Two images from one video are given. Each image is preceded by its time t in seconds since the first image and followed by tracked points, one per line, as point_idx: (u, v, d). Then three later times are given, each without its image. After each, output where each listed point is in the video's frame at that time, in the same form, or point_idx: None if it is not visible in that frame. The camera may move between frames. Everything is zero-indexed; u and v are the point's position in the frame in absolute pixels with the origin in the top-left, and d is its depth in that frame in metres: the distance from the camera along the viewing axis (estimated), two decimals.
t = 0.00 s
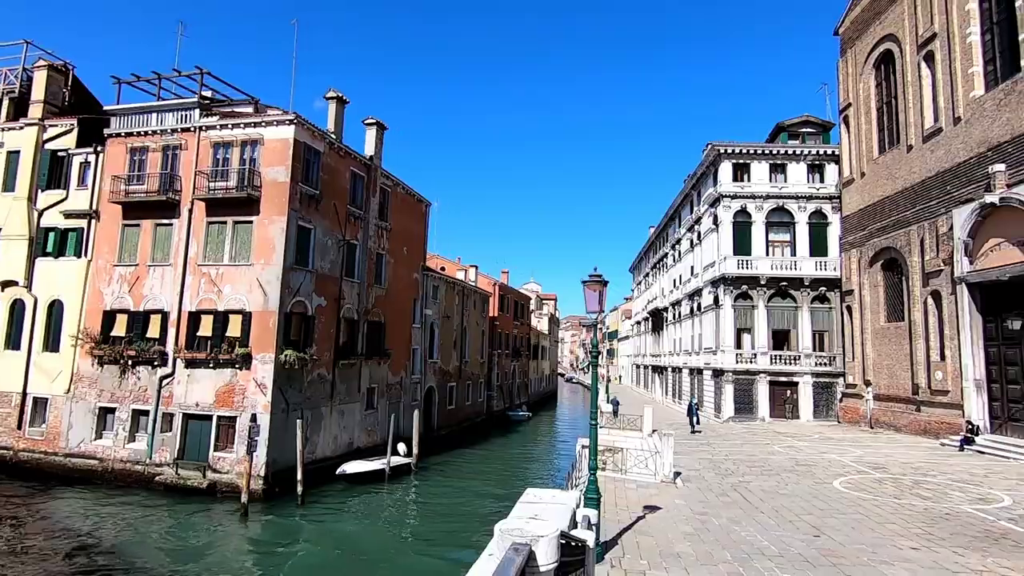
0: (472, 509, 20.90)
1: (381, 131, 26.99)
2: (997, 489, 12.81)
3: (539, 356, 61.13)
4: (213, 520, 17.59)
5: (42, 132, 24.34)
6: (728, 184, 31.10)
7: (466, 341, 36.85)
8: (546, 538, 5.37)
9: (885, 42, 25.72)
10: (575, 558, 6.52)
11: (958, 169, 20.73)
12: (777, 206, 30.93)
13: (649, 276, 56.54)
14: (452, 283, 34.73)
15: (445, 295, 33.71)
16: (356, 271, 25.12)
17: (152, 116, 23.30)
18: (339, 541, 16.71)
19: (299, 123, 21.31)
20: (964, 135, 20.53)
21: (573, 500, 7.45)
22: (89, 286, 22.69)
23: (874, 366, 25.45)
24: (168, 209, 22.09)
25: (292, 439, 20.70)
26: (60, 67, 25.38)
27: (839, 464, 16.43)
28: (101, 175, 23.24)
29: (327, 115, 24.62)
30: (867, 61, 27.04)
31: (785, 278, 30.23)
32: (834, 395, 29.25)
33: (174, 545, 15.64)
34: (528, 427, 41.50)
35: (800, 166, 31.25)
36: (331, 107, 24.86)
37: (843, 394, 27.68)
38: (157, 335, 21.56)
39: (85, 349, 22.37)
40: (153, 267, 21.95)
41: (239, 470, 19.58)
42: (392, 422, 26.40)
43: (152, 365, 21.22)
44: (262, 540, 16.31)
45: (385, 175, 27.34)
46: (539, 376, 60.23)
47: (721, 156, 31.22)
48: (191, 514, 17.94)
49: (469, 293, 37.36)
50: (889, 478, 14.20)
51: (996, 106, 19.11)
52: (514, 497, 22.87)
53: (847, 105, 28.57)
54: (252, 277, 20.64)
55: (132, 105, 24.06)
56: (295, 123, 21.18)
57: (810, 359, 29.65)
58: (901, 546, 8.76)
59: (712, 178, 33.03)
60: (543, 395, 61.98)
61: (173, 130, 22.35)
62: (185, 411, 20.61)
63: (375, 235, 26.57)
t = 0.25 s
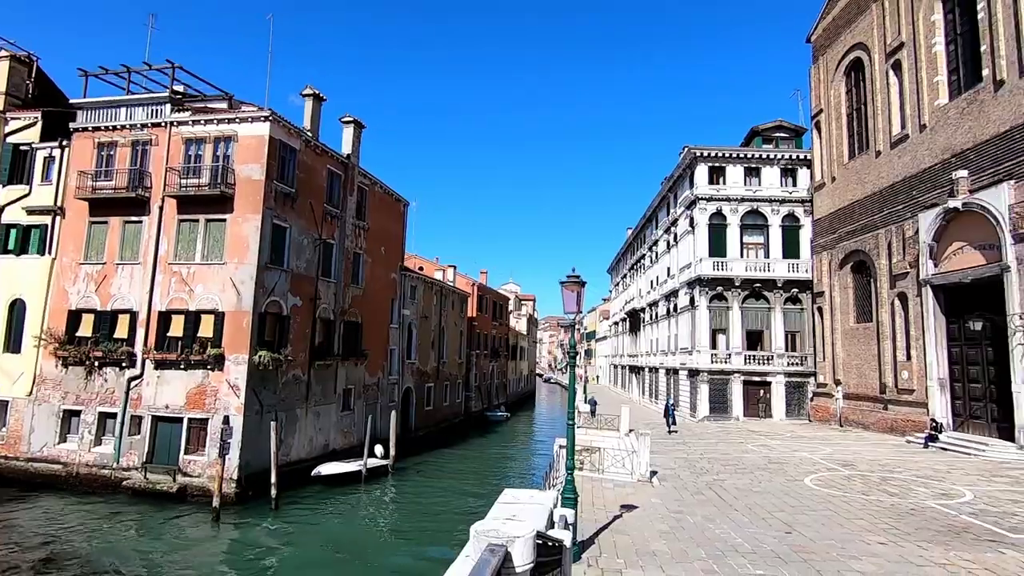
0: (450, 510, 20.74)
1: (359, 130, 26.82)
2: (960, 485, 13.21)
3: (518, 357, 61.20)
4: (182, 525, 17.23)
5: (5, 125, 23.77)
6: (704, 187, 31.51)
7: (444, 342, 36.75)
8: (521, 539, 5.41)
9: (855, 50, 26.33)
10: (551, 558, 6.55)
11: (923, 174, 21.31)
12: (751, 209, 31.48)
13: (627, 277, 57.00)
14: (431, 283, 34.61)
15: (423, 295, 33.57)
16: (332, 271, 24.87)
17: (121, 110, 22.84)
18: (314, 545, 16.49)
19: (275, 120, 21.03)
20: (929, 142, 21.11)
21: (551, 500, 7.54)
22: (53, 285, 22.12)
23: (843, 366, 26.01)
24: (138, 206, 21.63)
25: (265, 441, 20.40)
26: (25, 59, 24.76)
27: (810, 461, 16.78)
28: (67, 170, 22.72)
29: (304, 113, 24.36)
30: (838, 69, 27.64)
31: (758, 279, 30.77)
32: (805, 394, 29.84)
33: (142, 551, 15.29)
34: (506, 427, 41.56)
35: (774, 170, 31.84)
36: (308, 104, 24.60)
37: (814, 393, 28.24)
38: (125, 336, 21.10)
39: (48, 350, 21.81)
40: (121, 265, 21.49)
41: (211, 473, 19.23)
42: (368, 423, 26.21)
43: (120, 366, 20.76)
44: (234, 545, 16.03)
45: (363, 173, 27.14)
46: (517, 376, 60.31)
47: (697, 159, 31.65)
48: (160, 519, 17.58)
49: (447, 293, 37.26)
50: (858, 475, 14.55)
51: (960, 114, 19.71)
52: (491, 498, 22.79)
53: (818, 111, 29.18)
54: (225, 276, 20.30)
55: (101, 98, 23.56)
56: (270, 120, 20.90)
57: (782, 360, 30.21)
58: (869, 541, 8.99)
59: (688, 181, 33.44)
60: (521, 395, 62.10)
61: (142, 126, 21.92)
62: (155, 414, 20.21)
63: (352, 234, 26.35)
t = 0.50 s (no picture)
0: (428, 513, 20.60)
1: (337, 129, 26.64)
2: (927, 482, 13.55)
3: (497, 358, 61.21)
4: (152, 531, 16.88)
5: None
6: (681, 190, 31.85)
7: (424, 343, 36.60)
8: (499, 540, 5.44)
9: (828, 58, 26.87)
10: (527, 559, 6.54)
11: (892, 180, 21.83)
12: (728, 212, 31.92)
13: (607, 279, 57.41)
14: (410, 284, 34.45)
15: (402, 296, 33.41)
16: (310, 271, 24.62)
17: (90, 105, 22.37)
18: (288, 549, 16.26)
19: (251, 117, 20.77)
20: (898, 148, 21.64)
21: (529, 501, 7.59)
22: (17, 285, 21.55)
23: (816, 366, 26.51)
24: (107, 204, 21.17)
25: (239, 445, 20.09)
26: None
27: (783, 460, 17.08)
28: (33, 166, 22.18)
29: (281, 111, 24.11)
30: (811, 76, 28.18)
31: (734, 282, 31.22)
32: (779, 394, 30.34)
33: (109, 559, 14.93)
34: (485, 429, 41.53)
35: (750, 173, 32.34)
36: (285, 102, 24.32)
37: (788, 393, 28.73)
38: (94, 337, 20.63)
39: (12, 352, 21.24)
40: (89, 265, 21.02)
41: (182, 478, 18.88)
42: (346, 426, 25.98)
43: (87, 369, 20.29)
44: (206, 551, 15.73)
45: (341, 173, 26.94)
46: (496, 378, 60.30)
47: (675, 162, 32.01)
48: (129, 524, 17.20)
49: (426, 294, 37.11)
50: (830, 473, 14.85)
51: (927, 121, 20.26)
52: (469, 500, 22.70)
53: (792, 116, 29.71)
54: (198, 276, 19.97)
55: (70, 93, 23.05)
56: (246, 117, 20.63)
57: (757, 360, 30.68)
58: (840, 538, 9.17)
59: (667, 184, 33.81)
60: (501, 396, 62.12)
61: (113, 121, 21.49)
62: (124, 417, 19.78)
63: (330, 234, 26.11)
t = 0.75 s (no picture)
0: (407, 516, 20.44)
1: (316, 129, 26.44)
2: (898, 480, 13.84)
3: (478, 360, 61.13)
4: (124, 538, 16.51)
5: None
6: (661, 194, 32.13)
7: (404, 345, 36.43)
8: (476, 544, 5.41)
9: (803, 65, 27.35)
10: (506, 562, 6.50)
11: (864, 185, 22.29)
12: (706, 215, 32.28)
13: (587, 281, 57.70)
14: (390, 285, 34.25)
15: (382, 298, 33.19)
16: (287, 272, 24.35)
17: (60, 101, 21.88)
18: (265, 555, 16.01)
19: (228, 116, 20.50)
20: (870, 154, 22.11)
21: (509, 503, 7.59)
22: None
23: (792, 367, 26.93)
24: (77, 203, 20.71)
25: (214, 449, 19.76)
26: None
27: (760, 460, 17.32)
28: None
29: (259, 109, 23.84)
30: (787, 82, 28.66)
31: (712, 284, 31.59)
32: (756, 395, 30.78)
33: (76, 567, 14.55)
34: (466, 431, 41.44)
35: (728, 178, 32.77)
36: (263, 101, 24.05)
37: (764, 394, 29.14)
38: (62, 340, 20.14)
39: None
40: (58, 265, 20.53)
41: (155, 484, 18.51)
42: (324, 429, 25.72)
43: (55, 372, 19.79)
44: (180, 557, 15.43)
45: (320, 173, 26.71)
46: (477, 380, 60.21)
47: (655, 166, 32.29)
48: (99, 532, 16.80)
49: (407, 296, 36.92)
50: (805, 472, 15.09)
51: (897, 128, 20.75)
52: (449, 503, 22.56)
53: (769, 122, 30.18)
54: (172, 277, 19.62)
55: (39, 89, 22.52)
56: (223, 116, 20.35)
57: (735, 361, 31.07)
58: (814, 536, 9.32)
59: (647, 187, 34.09)
60: (482, 398, 62.06)
61: (84, 118, 21.05)
62: (93, 422, 19.33)
63: (309, 235, 25.86)
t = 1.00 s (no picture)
0: (387, 521, 20.26)
1: (295, 129, 26.20)
2: (870, 479, 14.11)
3: (459, 362, 60.98)
4: (93, 546, 16.13)
5: None
6: (641, 197, 32.39)
7: (384, 347, 36.21)
8: (454, 548, 5.40)
9: (780, 72, 27.81)
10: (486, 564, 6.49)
11: (838, 191, 22.72)
12: (686, 219, 32.63)
13: (568, 284, 57.93)
14: (370, 287, 34.04)
15: (362, 300, 32.97)
16: (265, 274, 24.06)
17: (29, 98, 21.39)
18: (240, 562, 15.75)
19: (204, 115, 20.21)
20: (844, 160, 22.55)
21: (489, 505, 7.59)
22: None
23: (768, 369, 27.31)
24: (47, 202, 20.23)
25: (189, 454, 19.41)
26: None
27: (737, 461, 17.52)
28: None
29: (237, 108, 23.56)
30: (764, 89, 29.12)
31: (692, 287, 31.91)
32: (734, 396, 31.15)
33: None
34: (447, 434, 41.29)
35: (706, 182, 33.18)
36: (240, 100, 23.77)
37: (742, 395, 29.51)
38: (30, 343, 19.65)
39: None
40: (25, 266, 20.05)
41: (126, 490, 18.13)
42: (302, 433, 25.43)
43: (22, 376, 19.29)
44: (152, 565, 15.11)
45: (299, 174, 26.46)
46: (458, 383, 60.02)
47: (635, 170, 32.55)
48: (68, 540, 16.40)
49: (387, 298, 36.71)
50: (781, 472, 15.31)
51: (870, 135, 21.20)
52: (430, 506, 22.42)
53: (746, 128, 30.62)
54: (145, 278, 19.27)
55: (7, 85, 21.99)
56: (199, 114, 20.07)
57: (713, 363, 31.43)
58: (789, 534, 9.46)
59: (627, 191, 34.36)
60: (463, 401, 61.89)
61: (54, 115, 20.60)
62: (62, 427, 18.87)
63: (288, 236, 25.59)
